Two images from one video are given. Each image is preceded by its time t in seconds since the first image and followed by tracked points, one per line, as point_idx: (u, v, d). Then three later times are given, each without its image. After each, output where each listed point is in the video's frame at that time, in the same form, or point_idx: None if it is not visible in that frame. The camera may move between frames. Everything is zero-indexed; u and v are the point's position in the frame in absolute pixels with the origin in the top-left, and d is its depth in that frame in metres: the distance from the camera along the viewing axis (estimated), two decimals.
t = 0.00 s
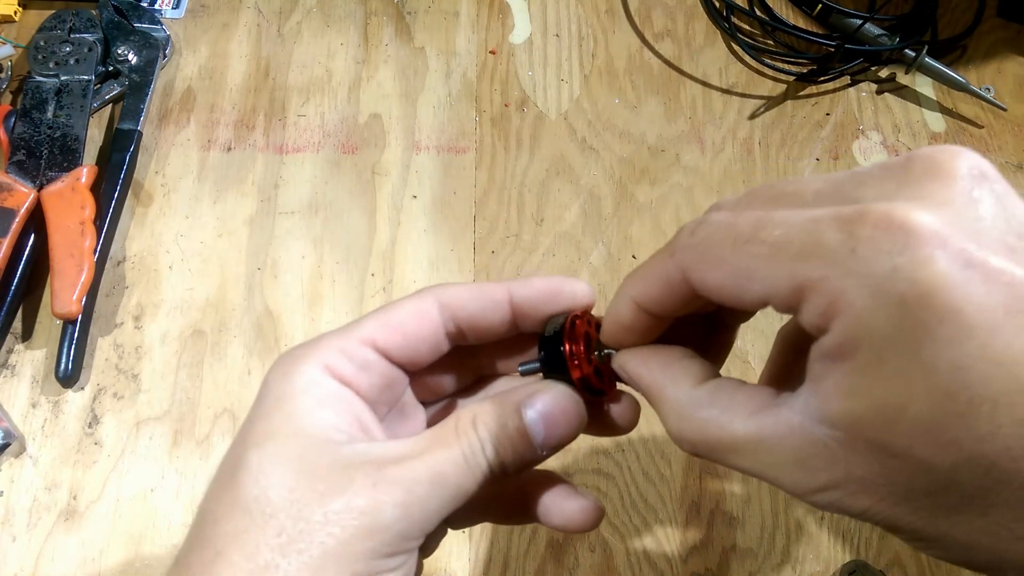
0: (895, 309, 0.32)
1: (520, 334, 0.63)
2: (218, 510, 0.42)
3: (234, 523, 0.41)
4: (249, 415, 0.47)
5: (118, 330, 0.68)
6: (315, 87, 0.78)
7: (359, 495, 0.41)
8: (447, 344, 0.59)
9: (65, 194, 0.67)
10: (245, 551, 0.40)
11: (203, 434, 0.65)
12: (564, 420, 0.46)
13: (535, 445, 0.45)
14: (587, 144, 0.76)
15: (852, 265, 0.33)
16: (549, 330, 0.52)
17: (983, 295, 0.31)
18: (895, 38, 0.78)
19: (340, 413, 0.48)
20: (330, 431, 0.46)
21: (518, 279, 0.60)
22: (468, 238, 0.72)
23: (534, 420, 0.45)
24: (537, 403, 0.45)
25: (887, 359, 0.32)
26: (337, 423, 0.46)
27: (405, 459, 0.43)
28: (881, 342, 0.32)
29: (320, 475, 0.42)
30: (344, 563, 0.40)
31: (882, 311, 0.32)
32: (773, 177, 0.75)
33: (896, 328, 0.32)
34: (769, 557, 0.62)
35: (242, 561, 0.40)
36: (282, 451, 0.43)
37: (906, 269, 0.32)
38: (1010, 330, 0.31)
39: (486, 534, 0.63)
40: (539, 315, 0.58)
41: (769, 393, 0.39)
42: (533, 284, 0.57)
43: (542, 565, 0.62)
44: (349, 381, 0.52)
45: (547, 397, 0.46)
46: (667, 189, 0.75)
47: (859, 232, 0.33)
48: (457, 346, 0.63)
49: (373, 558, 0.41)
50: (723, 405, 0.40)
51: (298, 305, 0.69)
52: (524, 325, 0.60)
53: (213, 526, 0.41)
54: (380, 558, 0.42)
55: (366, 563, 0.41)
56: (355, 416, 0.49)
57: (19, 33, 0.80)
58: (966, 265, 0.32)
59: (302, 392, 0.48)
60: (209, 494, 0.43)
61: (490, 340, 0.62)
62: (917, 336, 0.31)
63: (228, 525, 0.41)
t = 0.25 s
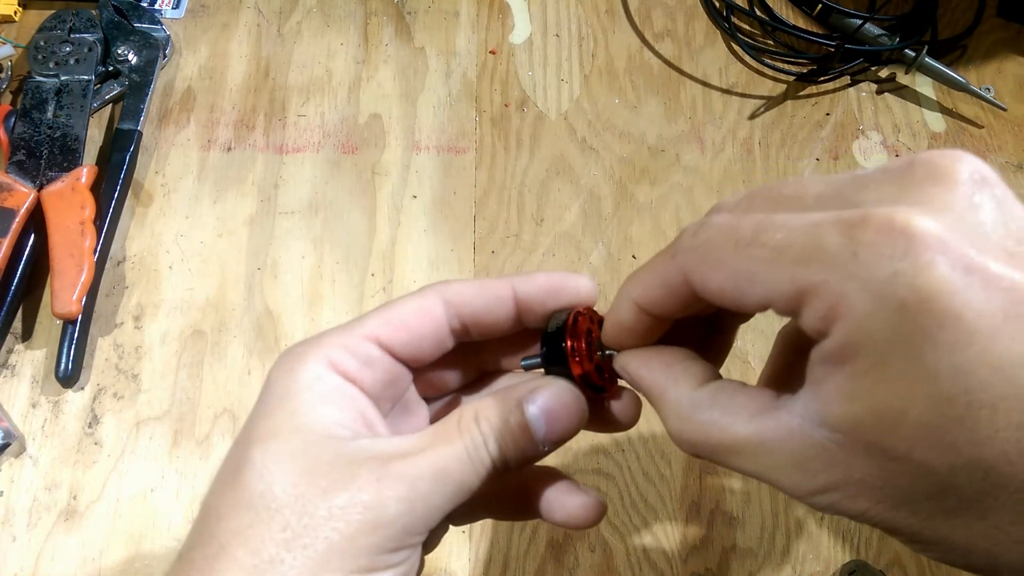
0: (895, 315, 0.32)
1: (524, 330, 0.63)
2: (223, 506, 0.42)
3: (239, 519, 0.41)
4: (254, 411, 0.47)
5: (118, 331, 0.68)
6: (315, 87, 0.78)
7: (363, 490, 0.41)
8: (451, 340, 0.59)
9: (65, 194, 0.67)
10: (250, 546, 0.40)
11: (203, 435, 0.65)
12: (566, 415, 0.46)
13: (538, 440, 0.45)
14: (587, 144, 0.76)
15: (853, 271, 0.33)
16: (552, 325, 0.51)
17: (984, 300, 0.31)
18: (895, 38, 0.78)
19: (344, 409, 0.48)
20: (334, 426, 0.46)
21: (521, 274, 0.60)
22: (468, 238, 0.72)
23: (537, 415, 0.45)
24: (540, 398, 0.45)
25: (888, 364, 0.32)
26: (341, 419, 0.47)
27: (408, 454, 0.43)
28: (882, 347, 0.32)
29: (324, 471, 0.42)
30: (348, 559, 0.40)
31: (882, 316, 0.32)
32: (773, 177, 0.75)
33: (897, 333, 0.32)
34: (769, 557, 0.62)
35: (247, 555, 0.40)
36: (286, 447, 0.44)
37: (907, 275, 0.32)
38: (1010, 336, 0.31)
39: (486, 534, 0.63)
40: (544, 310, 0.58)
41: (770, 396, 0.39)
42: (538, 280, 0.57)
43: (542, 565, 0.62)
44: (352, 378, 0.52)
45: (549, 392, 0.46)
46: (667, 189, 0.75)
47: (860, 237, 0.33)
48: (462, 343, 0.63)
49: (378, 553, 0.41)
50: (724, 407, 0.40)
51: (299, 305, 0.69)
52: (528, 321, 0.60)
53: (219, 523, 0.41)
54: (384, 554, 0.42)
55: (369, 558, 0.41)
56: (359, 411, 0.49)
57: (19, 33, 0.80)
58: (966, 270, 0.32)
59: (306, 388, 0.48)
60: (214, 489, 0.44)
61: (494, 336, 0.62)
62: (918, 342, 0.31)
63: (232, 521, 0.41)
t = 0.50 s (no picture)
0: (889, 318, 0.32)
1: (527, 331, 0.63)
2: (226, 501, 0.42)
3: (242, 514, 0.41)
4: (258, 406, 0.47)
5: (119, 331, 0.68)
6: (315, 88, 0.78)
7: (366, 487, 0.42)
8: (454, 339, 0.60)
9: (66, 194, 0.67)
10: (253, 542, 0.40)
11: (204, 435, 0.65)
12: (569, 416, 0.46)
13: (541, 441, 0.45)
14: (587, 144, 0.77)
15: (848, 273, 0.33)
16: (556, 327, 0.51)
17: (977, 304, 0.32)
18: (895, 39, 0.78)
19: (347, 407, 0.48)
20: (337, 424, 0.46)
21: (525, 275, 0.60)
22: (468, 238, 0.72)
23: (540, 416, 0.45)
24: (544, 399, 0.46)
25: (883, 364, 0.32)
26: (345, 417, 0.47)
27: (411, 452, 0.44)
28: (877, 348, 0.32)
29: (327, 468, 0.42)
30: (350, 555, 0.41)
31: (877, 317, 0.32)
32: (772, 177, 0.75)
33: (891, 336, 0.32)
34: (769, 555, 0.62)
35: (250, 550, 0.40)
36: (289, 443, 0.44)
37: (899, 278, 0.32)
38: (1002, 338, 0.31)
39: (486, 534, 0.63)
40: (547, 312, 0.58)
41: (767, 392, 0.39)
42: (541, 281, 0.58)
43: (542, 564, 0.62)
44: (355, 375, 0.52)
45: (552, 394, 0.46)
46: (666, 189, 0.75)
47: (855, 239, 0.33)
48: (463, 343, 0.63)
49: (380, 551, 0.42)
50: (723, 403, 0.40)
51: (299, 305, 0.70)
52: (531, 322, 0.60)
53: (222, 518, 0.42)
54: (386, 551, 0.42)
55: (372, 555, 0.41)
56: (361, 409, 0.50)
57: (20, 34, 0.80)
58: (961, 272, 0.32)
59: (310, 385, 0.48)
60: (218, 483, 0.44)
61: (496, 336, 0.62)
62: (912, 344, 0.32)
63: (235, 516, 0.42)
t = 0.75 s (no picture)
0: (892, 317, 0.32)
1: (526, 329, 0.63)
2: (226, 499, 0.42)
3: (242, 513, 0.42)
4: (258, 404, 0.47)
5: (119, 331, 0.68)
6: (316, 88, 0.78)
7: (365, 485, 0.42)
8: (453, 337, 0.60)
9: (66, 194, 0.67)
10: (253, 540, 0.41)
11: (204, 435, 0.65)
12: (569, 414, 0.46)
13: (541, 437, 0.45)
14: (587, 144, 0.77)
15: (848, 273, 0.33)
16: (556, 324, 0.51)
17: (979, 304, 0.31)
18: (895, 39, 0.78)
19: (346, 405, 0.48)
20: (336, 422, 0.46)
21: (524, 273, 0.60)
22: (468, 238, 0.72)
23: (539, 413, 0.45)
24: (543, 397, 0.45)
25: (885, 365, 0.32)
26: (343, 415, 0.47)
27: (410, 449, 0.44)
28: (878, 348, 0.32)
29: (327, 466, 0.43)
30: (350, 553, 0.41)
31: (880, 317, 0.32)
32: (772, 177, 0.75)
33: (893, 336, 0.32)
34: (769, 555, 0.62)
35: (249, 548, 0.40)
36: (289, 441, 0.44)
37: (902, 279, 0.32)
38: (1006, 337, 0.31)
39: (486, 534, 0.63)
40: (546, 309, 0.58)
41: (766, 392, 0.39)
42: (540, 279, 0.58)
43: (542, 564, 0.62)
44: (355, 373, 0.52)
45: (552, 391, 0.46)
46: (666, 190, 0.75)
47: (856, 239, 0.33)
48: (462, 341, 0.63)
49: (379, 549, 0.42)
50: (723, 403, 0.40)
51: (300, 305, 0.70)
52: (530, 319, 0.60)
53: (222, 517, 0.42)
54: (385, 548, 0.42)
55: (371, 553, 0.41)
56: (360, 407, 0.50)
57: (20, 34, 0.80)
58: (964, 273, 0.32)
59: (308, 383, 0.48)
60: (217, 482, 0.44)
61: (495, 335, 0.62)
62: (914, 345, 0.32)
63: (235, 515, 0.42)
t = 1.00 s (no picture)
0: (890, 324, 0.31)
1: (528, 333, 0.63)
2: (226, 503, 0.42)
3: (242, 516, 0.41)
4: (259, 408, 0.47)
5: (115, 331, 0.67)
6: (313, 85, 0.77)
7: (367, 489, 0.41)
8: (454, 340, 0.59)
9: (62, 193, 0.66)
10: (253, 544, 0.40)
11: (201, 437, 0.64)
12: (574, 420, 0.44)
13: (545, 443, 0.44)
14: (587, 143, 0.76)
15: (847, 282, 0.32)
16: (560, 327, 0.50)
17: (980, 313, 0.31)
18: (898, 37, 0.77)
19: (347, 408, 0.48)
20: (336, 424, 0.46)
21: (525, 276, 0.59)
22: (468, 237, 0.72)
23: (544, 417, 0.44)
24: (547, 400, 0.44)
25: (884, 373, 0.31)
26: (344, 418, 0.47)
27: (412, 452, 0.43)
28: (878, 356, 0.32)
29: (327, 469, 0.42)
30: (351, 558, 0.40)
31: (880, 325, 0.31)
32: (774, 175, 0.74)
33: (892, 344, 0.31)
34: (772, 558, 0.61)
35: (249, 552, 0.40)
36: (289, 444, 0.43)
37: (901, 287, 0.31)
38: (1005, 346, 0.30)
39: (486, 537, 0.62)
40: (548, 313, 0.58)
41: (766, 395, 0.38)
42: (540, 282, 0.56)
43: (542, 567, 0.61)
44: (354, 376, 0.52)
45: (556, 394, 0.44)
46: (668, 188, 0.74)
47: (855, 246, 0.32)
48: (463, 344, 0.62)
49: (381, 553, 0.41)
50: (723, 407, 0.39)
51: (297, 305, 0.69)
52: (531, 324, 0.59)
53: (222, 521, 0.41)
54: (387, 553, 0.41)
55: (373, 558, 0.41)
56: (361, 409, 0.49)
57: (16, 32, 0.79)
58: (964, 281, 0.31)
59: (308, 386, 0.48)
60: (218, 485, 0.44)
61: (496, 338, 0.61)
62: (915, 354, 0.31)
63: (235, 520, 0.41)
